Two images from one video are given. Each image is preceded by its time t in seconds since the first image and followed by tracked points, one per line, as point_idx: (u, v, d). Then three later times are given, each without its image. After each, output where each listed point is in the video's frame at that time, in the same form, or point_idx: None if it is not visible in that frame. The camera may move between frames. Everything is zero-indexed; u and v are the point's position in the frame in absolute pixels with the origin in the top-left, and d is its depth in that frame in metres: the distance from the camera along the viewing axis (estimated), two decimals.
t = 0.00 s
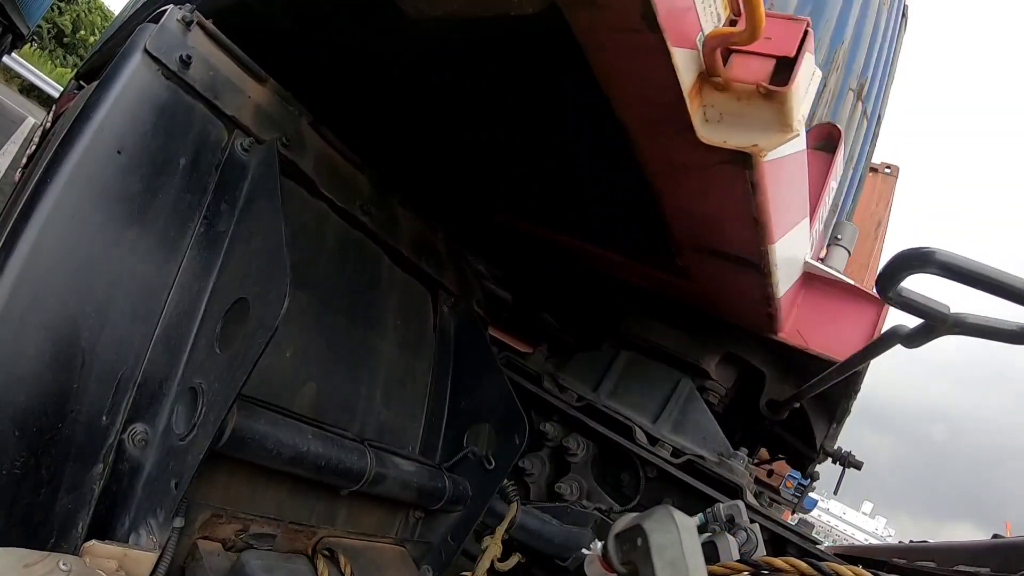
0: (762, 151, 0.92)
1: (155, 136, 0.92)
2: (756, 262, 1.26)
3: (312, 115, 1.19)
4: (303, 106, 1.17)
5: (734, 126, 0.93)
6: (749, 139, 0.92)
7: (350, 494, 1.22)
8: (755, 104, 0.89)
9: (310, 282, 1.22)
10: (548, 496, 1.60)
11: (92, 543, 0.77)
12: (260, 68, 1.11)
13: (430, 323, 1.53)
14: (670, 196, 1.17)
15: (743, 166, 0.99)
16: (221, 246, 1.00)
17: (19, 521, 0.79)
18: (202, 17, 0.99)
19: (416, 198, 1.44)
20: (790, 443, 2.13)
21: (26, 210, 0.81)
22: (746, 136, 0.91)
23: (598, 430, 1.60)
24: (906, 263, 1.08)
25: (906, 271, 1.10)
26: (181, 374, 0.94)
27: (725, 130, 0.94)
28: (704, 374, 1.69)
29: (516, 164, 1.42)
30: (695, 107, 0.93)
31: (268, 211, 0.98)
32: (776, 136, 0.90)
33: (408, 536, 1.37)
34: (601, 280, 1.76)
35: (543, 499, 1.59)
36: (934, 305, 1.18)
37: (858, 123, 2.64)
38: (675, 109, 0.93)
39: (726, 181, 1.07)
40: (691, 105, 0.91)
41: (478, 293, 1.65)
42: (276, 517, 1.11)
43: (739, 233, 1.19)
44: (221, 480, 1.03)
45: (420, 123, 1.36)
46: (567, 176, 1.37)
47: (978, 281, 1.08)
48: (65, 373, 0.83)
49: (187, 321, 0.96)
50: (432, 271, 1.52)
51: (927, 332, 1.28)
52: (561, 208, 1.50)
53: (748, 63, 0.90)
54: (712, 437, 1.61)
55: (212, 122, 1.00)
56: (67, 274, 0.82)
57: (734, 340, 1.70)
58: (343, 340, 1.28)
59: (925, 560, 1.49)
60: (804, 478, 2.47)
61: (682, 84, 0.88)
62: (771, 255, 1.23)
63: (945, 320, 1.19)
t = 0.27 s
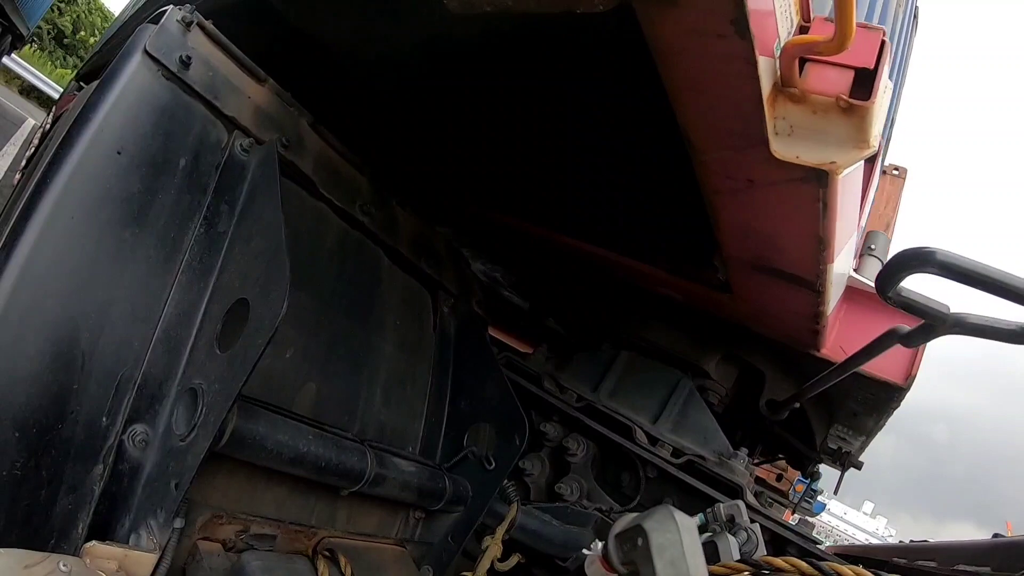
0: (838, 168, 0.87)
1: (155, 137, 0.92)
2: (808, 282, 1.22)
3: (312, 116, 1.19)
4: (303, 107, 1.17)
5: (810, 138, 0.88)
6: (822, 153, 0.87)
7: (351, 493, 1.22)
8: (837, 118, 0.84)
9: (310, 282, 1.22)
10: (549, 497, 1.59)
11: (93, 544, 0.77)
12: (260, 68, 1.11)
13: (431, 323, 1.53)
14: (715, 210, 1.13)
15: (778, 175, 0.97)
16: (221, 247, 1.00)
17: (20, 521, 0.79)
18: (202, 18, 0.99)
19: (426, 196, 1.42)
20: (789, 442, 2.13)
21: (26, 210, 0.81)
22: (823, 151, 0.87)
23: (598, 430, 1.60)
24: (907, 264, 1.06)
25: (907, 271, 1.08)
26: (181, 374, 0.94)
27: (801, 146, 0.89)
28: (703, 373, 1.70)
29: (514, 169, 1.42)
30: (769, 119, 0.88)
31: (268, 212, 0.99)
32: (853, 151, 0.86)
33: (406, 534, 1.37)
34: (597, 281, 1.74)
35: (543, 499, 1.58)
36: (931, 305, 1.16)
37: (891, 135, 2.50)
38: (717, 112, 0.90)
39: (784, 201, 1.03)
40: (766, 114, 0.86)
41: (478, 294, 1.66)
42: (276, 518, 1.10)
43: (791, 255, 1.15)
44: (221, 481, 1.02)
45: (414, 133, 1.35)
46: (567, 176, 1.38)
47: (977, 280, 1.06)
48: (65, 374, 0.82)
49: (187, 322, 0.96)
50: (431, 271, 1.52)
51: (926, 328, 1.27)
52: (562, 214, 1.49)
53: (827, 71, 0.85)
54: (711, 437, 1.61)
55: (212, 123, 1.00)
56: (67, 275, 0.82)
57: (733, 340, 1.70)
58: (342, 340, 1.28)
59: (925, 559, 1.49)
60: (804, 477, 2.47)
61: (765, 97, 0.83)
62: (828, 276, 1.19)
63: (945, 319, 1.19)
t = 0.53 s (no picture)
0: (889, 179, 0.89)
1: (155, 137, 0.92)
2: (843, 290, 1.20)
3: (312, 117, 1.19)
4: (303, 108, 1.17)
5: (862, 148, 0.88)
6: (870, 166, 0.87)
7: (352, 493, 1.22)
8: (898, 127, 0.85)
9: (310, 283, 1.22)
10: (549, 497, 1.59)
11: (94, 545, 0.77)
12: (260, 69, 1.12)
13: (431, 323, 1.53)
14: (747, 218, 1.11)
15: (778, 175, 0.97)
16: (221, 247, 1.00)
17: (19, 522, 0.78)
18: (202, 18, 0.99)
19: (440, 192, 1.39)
20: (789, 442, 2.13)
21: (26, 211, 0.81)
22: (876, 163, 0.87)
23: (597, 430, 1.60)
24: (910, 263, 1.03)
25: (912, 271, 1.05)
26: (181, 375, 0.94)
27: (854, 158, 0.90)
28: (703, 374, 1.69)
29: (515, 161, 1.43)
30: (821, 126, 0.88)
31: (268, 212, 0.99)
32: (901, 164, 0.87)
33: (407, 535, 1.37)
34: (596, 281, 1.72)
35: (544, 499, 1.58)
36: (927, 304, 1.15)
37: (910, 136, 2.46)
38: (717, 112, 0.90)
39: (822, 215, 1.01)
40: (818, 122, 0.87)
41: (478, 295, 1.66)
42: (276, 519, 1.10)
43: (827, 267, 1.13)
44: (222, 481, 1.02)
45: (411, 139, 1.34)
46: (567, 176, 1.38)
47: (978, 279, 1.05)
48: (65, 375, 0.82)
49: (187, 323, 0.96)
50: (431, 271, 1.52)
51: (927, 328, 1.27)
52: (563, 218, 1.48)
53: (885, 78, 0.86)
54: (710, 437, 1.61)
55: (213, 124, 1.00)
56: (66, 276, 0.82)
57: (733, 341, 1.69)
58: (342, 341, 1.28)
59: (926, 558, 1.49)
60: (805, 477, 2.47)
61: (767, 96, 0.82)
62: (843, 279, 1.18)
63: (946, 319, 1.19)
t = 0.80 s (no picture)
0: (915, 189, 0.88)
1: (155, 138, 0.92)
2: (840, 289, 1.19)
3: (312, 117, 1.19)
4: (303, 108, 1.18)
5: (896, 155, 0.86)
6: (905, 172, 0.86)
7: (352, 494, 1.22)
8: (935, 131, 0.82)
9: (311, 283, 1.22)
10: (550, 497, 1.59)
11: (94, 546, 0.77)
12: (260, 69, 1.12)
13: (431, 323, 1.53)
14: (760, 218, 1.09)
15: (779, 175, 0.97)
16: (221, 248, 1.00)
17: (20, 524, 0.78)
18: (202, 18, 0.99)
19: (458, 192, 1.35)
20: (789, 441, 2.13)
21: (26, 212, 0.81)
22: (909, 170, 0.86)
23: (597, 430, 1.60)
24: (906, 261, 0.98)
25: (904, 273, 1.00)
26: (181, 375, 0.94)
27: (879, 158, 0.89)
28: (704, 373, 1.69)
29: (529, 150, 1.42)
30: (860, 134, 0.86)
31: (267, 212, 0.99)
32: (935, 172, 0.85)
33: (407, 535, 1.37)
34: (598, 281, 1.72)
35: (544, 500, 1.58)
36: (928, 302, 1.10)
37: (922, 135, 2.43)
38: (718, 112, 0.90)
39: (831, 217, 1.00)
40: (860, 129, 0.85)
41: (478, 295, 1.66)
42: (277, 519, 1.10)
43: (850, 273, 1.11)
44: (222, 482, 1.02)
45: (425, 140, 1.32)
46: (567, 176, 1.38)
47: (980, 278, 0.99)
48: (66, 376, 0.82)
49: (187, 324, 0.96)
50: (431, 271, 1.52)
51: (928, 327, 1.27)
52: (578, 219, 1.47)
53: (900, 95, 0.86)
54: (711, 436, 1.60)
55: (213, 124, 1.00)
56: (67, 276, 0.82)
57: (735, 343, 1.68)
58: (342, 341, 1.28)
59: (927, 558, 1.49)
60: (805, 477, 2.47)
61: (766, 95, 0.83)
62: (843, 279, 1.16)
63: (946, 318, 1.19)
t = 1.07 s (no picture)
0: (967, 206, 0.84)
1: (155, 139, 0.92)
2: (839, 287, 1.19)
3: (312, 117, 1.20)
4: (303, 108, 1.18)
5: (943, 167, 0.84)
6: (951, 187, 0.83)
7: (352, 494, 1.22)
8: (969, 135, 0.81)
9: (312, 283, 1.22)
10: (550, 497, 1.59)
11: (94, 546, 0.77)
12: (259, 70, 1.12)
13: (431, 323, 1.54)
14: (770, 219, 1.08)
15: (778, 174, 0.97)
16: (220, 248, 1.00)
17: (20, 523, 0.78)
18: (202, 19, 0.99)
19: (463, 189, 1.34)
20: (789, 441, 2.13)
21: (26, 213, 0.81)
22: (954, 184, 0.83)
23: (597, 430, 1.60)
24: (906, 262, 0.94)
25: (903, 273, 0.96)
26: (181, 375, 0.94)
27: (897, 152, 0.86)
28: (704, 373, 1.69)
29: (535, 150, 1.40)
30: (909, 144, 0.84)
31: (267, 212, 0.99)
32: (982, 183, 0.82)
33: (408, 536, 1.37)
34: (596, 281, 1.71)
35: (544, 500, 1.58)
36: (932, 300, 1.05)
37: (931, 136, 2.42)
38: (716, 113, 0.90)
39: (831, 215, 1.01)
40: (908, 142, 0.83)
41: (478, 295, 1.67)
42: (277, 519, 1.10)
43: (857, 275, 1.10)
44: (222, 482, 1.01)
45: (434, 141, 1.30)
46: (567, 176, 1.38)
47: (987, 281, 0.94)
48: (66, 376, 0.82)
49: (188, 324, 0.96)
50: (430, 271, 1.53)
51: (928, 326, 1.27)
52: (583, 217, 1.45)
53: (974, 95, 0.83)
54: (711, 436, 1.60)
55: (212, 124, 1.00)
56: (67, 276, 0.82)
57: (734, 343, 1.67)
58: (343, 341, 1.28)
59: (927, 559, 1.49)
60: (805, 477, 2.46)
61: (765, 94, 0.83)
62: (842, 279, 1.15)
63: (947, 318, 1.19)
